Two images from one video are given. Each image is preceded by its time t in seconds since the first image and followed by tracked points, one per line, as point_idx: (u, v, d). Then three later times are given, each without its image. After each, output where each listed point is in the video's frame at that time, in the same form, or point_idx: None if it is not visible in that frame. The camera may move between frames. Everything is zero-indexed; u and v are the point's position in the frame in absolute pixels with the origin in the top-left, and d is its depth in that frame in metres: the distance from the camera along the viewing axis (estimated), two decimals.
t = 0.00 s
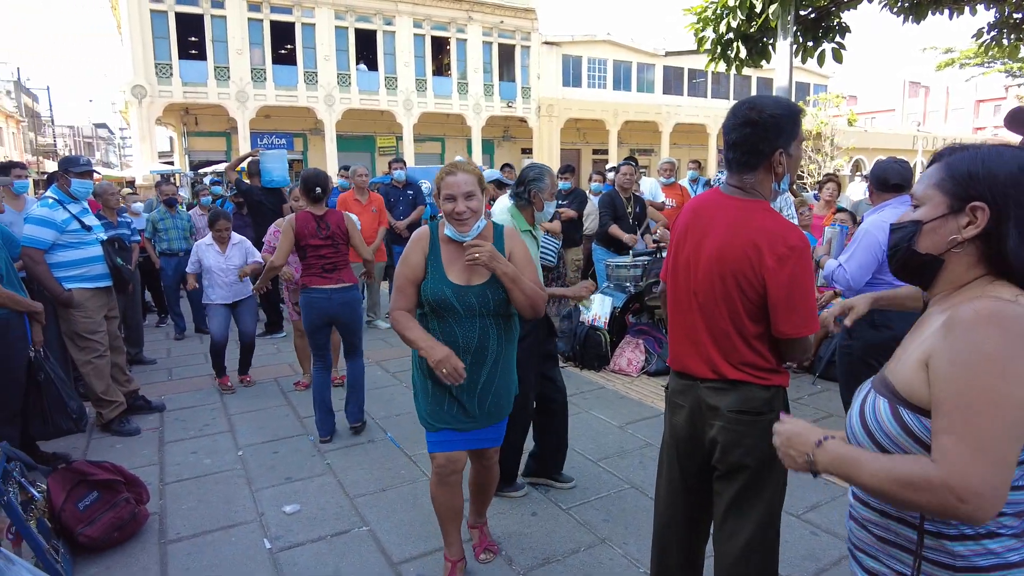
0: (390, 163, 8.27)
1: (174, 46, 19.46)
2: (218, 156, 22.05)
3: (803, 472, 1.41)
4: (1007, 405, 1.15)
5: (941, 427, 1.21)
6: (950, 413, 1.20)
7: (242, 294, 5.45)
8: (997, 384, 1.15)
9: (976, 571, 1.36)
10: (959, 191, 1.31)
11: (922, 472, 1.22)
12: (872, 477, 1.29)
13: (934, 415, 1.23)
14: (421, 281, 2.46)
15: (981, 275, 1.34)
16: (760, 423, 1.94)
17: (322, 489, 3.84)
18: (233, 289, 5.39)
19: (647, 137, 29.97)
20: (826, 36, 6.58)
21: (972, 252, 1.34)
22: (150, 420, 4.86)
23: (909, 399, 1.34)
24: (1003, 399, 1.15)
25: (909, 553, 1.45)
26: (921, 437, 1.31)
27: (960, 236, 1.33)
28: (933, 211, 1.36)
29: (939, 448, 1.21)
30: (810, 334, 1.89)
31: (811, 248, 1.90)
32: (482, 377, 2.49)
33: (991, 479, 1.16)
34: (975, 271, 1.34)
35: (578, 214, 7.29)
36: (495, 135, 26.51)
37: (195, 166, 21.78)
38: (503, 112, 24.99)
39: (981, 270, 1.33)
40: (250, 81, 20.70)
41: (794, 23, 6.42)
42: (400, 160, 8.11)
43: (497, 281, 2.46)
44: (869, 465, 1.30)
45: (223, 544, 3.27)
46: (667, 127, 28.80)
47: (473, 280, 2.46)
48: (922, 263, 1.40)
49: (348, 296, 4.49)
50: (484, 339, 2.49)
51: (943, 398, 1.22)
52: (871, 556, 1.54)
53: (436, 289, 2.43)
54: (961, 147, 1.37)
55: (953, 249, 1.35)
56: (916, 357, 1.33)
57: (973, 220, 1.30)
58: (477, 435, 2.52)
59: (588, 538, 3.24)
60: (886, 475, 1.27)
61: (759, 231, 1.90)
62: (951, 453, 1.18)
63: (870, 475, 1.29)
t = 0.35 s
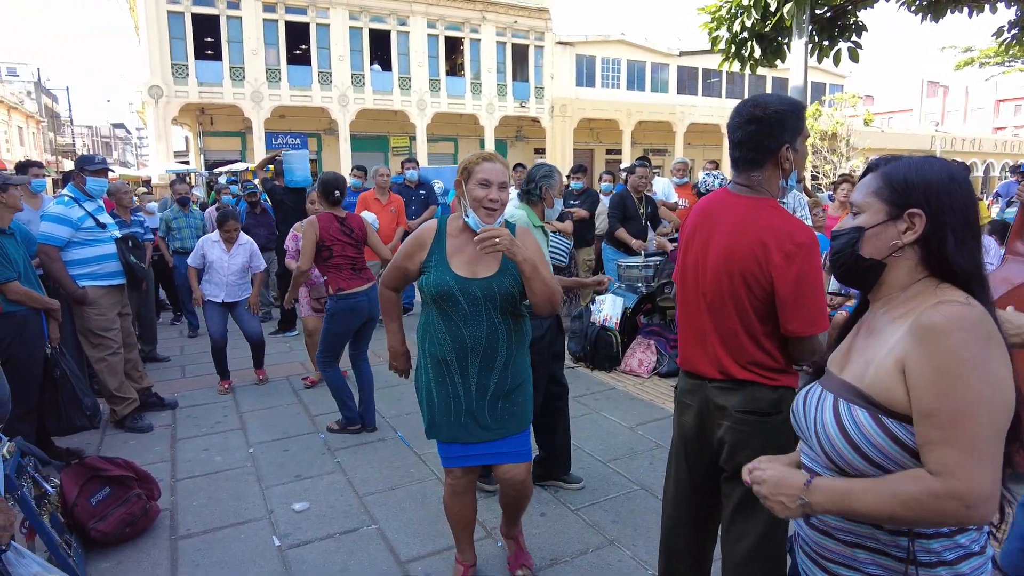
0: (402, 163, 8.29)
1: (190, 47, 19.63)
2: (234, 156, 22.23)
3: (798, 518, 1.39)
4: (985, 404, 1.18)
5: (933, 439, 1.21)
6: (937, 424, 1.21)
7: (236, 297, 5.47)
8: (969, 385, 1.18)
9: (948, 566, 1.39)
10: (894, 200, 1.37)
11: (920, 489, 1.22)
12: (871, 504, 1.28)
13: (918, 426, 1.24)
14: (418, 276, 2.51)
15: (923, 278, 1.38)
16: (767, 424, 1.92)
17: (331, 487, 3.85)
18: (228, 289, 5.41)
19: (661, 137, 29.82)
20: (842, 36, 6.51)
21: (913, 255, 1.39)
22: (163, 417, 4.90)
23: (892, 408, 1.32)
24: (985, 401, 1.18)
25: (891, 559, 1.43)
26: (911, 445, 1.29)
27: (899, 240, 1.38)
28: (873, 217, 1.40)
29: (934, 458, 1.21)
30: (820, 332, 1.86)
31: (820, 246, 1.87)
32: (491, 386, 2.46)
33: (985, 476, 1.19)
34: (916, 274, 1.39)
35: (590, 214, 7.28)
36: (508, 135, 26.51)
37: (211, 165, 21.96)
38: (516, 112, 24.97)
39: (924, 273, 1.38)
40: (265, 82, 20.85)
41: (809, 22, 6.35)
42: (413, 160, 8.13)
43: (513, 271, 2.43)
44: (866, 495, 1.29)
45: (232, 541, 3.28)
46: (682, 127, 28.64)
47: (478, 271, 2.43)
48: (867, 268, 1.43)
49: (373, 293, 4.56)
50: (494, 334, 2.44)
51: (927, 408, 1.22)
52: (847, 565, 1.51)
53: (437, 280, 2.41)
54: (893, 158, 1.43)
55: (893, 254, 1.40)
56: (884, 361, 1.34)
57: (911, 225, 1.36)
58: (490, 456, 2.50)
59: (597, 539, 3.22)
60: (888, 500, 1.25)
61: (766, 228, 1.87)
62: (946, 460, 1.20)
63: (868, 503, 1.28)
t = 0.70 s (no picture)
0: (406, 162, 8.30)
1: (197, 47, 19.71)
2: (240, 155, 22.32)
3: None
4: (1014, 404, 1.09)
5: (976, 452, 1.13)
6: (980, 436, 1.12)
7: (246, 292, 5.48)
8: (986, 389, 1.11)
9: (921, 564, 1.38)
10: (915, 189, 1.32)
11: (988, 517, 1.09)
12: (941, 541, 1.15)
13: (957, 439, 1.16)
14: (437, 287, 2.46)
15: (947, 273, 1.33)
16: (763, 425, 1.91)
17: (332, 486, 3.85)
18: (236, 284, 5.43)
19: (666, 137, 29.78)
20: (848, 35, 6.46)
21: (939, 249, 1.33)
22: (165, 415, 4.92)
23: (883, 407, 1.31)
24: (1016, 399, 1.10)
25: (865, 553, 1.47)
26: (889, 442, 1.31)
27: (921, 234, 1.34)
28: (893, 210, 1.36)
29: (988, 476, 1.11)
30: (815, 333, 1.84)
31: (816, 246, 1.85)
32: (508, 400, 2.35)
33: None
34: (940, 268, 1.34)
35: (593, 214, 7.26)
36: (514, 135, 26.52)
37: (217, 165, 22.06)
38: (522, 112, 24.96)
39: (946, 269, 1.33)
40: (271, 81, 20.92)
41: (815, 21, 6.31)
42: (416, 159, 8.13)
43: (531, 266, 2.34)
44: (936, 542, 1.16)
45: (232, 540, 3.29)
46: (687, 127, 28.58)
47: (492, 270, 2.34)
48: (886, 264, 1.39)
49: (362, 291, 4.51)
50: (511, 339, 2.32)
51: (960, 420, 1.15)
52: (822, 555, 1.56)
53: (451, 284, 2.34)
54: (911, 146, 1.38)
55: (915, 248, 1.35)
56: (884, 370, 1.31)
57: (933, 218, 1.31)
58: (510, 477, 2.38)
59: (597, 539, 3.21)
60: (958, 541, 1.12)
61: (761, 229, 1.86)
62: (1001, 474, 1.09)
63: (942, 546, 1.14)
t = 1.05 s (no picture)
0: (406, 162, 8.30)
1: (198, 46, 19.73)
2: (241, 155, 22.32)
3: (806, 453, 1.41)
4: None
5: (957, 424, 1.20)
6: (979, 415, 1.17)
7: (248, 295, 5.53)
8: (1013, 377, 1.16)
9: (963, 567, 1.35)
10: (944, 187, 1.33)
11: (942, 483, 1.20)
12: (882, 464, 1.28)
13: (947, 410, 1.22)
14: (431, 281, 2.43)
15: (973, 269, 1.36)
16: (756, 425, 1.91)
17: (330, 485, 3.86)
18: (240, 286, 5.46)
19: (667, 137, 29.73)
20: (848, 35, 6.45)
21: (964, 245, 1.36)
22: (164, 415, 4.93)
23: (920, 395, 1.32)
24: None
25: (903, 552, 1.42)
26: (933, 432, 1.29)
27: (949, 232, 1.35)
28: (920, 208, 1.37)
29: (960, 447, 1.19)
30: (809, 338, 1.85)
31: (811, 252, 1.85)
32: (496, 403, 2.29)
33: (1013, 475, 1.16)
34: (966, 265, 1.37)
35: (593, 214, 7.26)
36: (515, 135, 26.50)
37: (218, 164, 22.07)
38: (523, 112, 24.95)
39: (975, 265, 1.36)
40: (272, 81, 20.93)
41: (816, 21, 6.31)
42: (416, 159, 8.13)
43: (524, 268, 2.32)
44: (879, 456, 1.29)
45: (229, 538, 3.29)
46: (688, 127, 28.54)
47: (488, 270, 2.31)
48: (912, 262, 1.40)
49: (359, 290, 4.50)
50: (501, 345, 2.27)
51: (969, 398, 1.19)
52: (859, 559, 1.50)
53: (443, 283, 2.31)
54: (937, 143, 1.40)
55: (943, 245, 1.36)
56: (918, 350, 1.34)
57: (961, 215, 1.32)
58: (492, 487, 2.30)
59: (594, 539, 3.22)
60: (900, 471, 1.25)
61: (755, 233, 1.86)
62: (974, 448, 1.17)
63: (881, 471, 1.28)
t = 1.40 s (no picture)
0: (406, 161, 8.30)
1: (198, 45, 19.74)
2: (241, 154, 22.32)
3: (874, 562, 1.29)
4: None
5: (996, 454, 1.17)
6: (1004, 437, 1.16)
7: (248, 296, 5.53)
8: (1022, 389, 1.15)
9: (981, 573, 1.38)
10: (941, 190, 1.34)
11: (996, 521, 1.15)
12: (944, 541, 1.20)
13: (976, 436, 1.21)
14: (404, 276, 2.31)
15: (963, 274, 1.36)
16: (756, 425, 1.91)
17: (329, 484, 3.87)
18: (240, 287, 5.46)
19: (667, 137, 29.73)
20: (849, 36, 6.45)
21: (956, 250, 1.36)
22: (164, 413, 4.93)
23: (925, 410, 1.30)
24: None
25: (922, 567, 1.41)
26: (944, 448, 1.29)
27: (941, 236, 1.36)
28: (914, 211, 1.38)
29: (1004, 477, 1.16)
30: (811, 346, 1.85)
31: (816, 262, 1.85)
32: (491, 403, 2.24)
33: None
34: (958, 268, 1.37)
35: (593, 214, 7.26)
36: (515, 135, 26.51)
37: (218, 163, 22.07)
38: (523, 112, 24.95)
39: (963, 270, 1.37)
40: (272, 80, 20.93)
41: (816, 22, 6.31)
42: (417, 158, 8.14)
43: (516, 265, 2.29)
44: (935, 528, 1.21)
45: (229, 537, 3.30)
46: (689, 127, 28.55)
47: (475, 268, 2.22)
48: (903, 263, 1.41)
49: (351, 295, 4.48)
50: (494, 344, 2.23)
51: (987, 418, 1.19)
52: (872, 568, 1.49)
53: (432, 277, 2.20)
54: (933, 147, 1.41)
55: (934, 248, 1.37)
56: (918, 367, 1.32)
57: (954, 220, 1.34)
58: (479, 492, 2.25)
59: (592, 539, 3.22)
60: (963, 536, 1.18)
61: (758, 241, 1.86)
62: (1016, 476, 1.15)
63: (941, 534, 1.20)
